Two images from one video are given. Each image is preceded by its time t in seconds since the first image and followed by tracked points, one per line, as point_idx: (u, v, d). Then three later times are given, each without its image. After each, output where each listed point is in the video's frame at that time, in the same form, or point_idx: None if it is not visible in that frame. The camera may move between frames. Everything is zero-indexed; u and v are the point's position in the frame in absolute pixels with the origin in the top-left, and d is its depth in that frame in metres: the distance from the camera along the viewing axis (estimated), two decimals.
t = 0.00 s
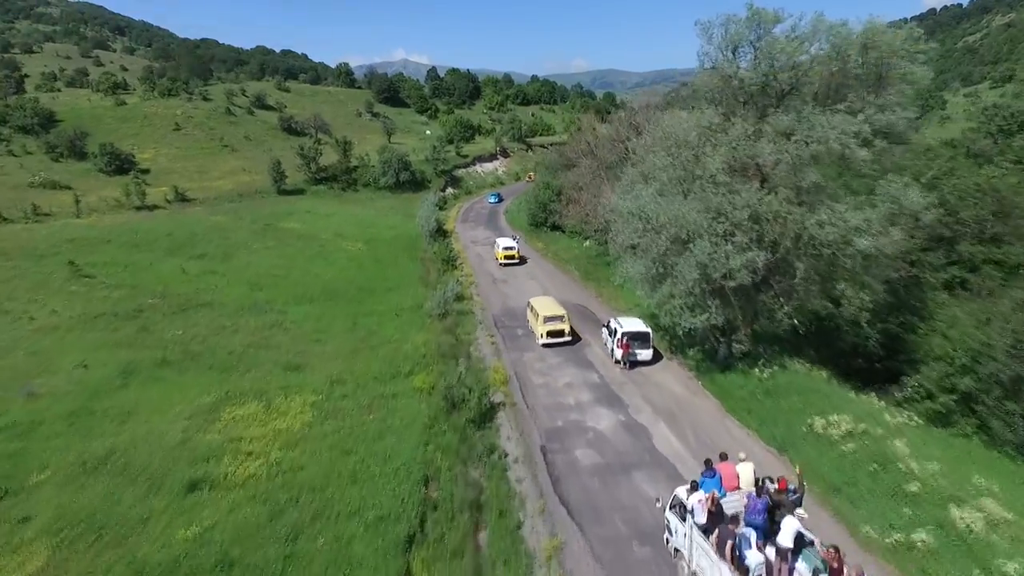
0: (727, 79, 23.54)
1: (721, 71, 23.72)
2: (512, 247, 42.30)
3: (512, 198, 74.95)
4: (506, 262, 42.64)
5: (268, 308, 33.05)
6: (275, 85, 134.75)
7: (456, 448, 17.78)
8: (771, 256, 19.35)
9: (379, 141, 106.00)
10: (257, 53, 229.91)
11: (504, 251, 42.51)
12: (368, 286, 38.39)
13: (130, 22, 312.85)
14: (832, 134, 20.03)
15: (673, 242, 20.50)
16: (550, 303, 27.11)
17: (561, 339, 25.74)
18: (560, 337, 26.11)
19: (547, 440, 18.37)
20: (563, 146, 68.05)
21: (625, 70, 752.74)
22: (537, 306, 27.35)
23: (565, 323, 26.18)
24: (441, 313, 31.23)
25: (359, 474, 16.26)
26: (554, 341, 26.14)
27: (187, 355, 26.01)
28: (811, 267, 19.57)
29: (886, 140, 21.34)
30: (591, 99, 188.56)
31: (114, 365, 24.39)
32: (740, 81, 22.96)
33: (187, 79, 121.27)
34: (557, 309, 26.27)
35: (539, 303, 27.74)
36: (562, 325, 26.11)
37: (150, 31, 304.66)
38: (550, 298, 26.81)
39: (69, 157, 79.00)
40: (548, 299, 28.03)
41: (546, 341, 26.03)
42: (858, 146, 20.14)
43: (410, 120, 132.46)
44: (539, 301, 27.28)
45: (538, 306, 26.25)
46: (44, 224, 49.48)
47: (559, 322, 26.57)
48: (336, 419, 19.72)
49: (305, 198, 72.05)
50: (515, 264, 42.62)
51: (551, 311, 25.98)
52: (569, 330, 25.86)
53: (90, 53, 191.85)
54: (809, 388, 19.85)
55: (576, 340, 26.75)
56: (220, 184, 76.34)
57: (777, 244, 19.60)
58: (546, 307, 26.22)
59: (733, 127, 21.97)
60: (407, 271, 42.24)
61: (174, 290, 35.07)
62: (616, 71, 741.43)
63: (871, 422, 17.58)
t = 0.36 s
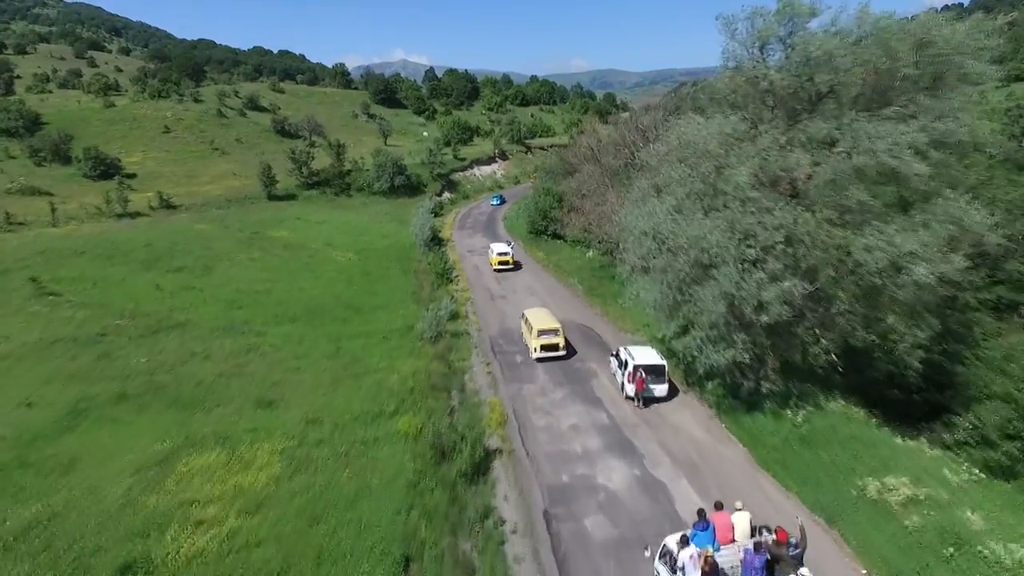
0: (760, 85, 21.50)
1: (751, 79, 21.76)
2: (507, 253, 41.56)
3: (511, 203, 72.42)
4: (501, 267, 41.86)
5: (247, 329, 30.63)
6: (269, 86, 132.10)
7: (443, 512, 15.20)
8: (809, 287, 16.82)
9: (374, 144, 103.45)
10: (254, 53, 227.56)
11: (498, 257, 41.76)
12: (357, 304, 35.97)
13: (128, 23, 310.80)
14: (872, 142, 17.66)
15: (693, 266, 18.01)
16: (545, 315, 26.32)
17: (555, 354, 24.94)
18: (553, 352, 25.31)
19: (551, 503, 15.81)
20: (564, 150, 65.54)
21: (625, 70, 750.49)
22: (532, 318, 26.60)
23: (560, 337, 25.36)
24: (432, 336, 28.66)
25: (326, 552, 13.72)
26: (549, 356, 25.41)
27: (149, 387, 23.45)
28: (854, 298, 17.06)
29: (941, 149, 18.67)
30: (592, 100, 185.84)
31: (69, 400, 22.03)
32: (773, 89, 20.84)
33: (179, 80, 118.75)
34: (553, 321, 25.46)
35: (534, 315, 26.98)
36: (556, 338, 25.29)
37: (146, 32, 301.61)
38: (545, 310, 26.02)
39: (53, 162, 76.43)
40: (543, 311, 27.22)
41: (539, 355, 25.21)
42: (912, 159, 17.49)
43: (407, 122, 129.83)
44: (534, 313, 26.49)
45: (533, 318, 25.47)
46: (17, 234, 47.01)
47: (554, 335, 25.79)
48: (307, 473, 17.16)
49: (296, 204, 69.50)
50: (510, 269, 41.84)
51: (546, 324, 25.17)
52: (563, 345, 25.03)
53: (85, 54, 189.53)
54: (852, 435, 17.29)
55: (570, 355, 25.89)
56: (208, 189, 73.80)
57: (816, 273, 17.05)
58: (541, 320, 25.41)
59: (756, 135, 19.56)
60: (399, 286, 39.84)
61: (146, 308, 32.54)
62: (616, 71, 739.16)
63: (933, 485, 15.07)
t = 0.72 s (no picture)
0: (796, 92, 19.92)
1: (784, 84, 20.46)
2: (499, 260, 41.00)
3: (509, 209, 69.63)
4: (494, 274, 41.33)
5: (218, 355, 27.93)
6: (262, 87, 129.19)
7: None
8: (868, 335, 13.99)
9: (370, 147, 100.68)
10: (251, 53, 224.88)
11: (491, 264, 41.16)
12: (341, 325, 33.28)
13: (125, 23, 308.14)
14: (943, 159, 14.84)
15: (721, 304, 15.27)
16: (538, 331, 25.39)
17: (547, 373, 24.29)
18: (545, 369, 24.63)
19: None
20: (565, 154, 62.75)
21: (624, 70, 747.81)
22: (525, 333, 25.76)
23: (552, 355, 24.63)
24: (422, 367, 25.94)
25: None
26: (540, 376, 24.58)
27: (96, 433, 20.75)
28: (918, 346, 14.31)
29: None
30: (592, 101, 183.10)
31: (3, 450, 19.36)
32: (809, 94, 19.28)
33: (169, 81, 115.88)
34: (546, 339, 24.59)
35: (527, 330, 26.15)
36: (549, 357, 24.57)
37: (142, 32, 298.65)
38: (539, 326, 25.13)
39: (34, 166, 73.67)
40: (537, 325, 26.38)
41: (530, 373, 24.53)
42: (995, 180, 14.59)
43: (403, 124, 127.09)
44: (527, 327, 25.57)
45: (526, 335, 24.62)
46: None
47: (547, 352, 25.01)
48: (262, 556, 14.43)
49: (286, 211, 66.77)
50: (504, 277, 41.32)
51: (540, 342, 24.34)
52: (556, 364, 24.34)
53: (78, 55, 186.25)
54: (911, 510, 14.56)
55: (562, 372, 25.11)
56: (195, 195, 71.05)
57: (875, 318, 14.20)
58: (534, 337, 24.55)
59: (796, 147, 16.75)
60: (388, 303, 37.14)
61: (109, 331, 29.81)
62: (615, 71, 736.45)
63: None
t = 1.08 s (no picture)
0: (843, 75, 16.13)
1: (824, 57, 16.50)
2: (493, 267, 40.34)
3: (508, 216, 66.74)
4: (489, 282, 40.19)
5: (181, 388, 25.15)
6: (257, 88, 126.38)
7: None
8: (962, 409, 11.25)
9: (365, 151, 97.88)
10: (249, 53, 222.25)
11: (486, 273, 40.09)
12: (323, 350, 30.51)
13: (124, 23, 305.80)
14: None
15: (766, 357, 12.87)
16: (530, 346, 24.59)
17: (540, 393, 23.52)
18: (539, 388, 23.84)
19: None
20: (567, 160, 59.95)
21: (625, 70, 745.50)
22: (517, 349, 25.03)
23: (545, 373, 23.80)
24: (408, 407, 23.08)
25: None
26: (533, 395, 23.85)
27: (26, 495, 17.97)
28: (1018, 418, 11.48)
29: None
30: (593, 101, 180.31)
31: None
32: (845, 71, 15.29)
33: (161, 81, 113.06)
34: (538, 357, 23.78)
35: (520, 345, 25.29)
36: (542, 375, 23.74)
37: (140, 32, 296.34)
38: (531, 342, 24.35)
39: (15, 171, 70.96)
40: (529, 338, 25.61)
41: (523, 393, 23.78)
42: None
43: (401, 126, 124.25)
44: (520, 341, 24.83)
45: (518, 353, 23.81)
46: None
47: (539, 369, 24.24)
48: None
49: (275, 218, 63.97)
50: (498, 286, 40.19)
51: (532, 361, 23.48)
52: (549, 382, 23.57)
53: (73, 55, 183.71)
54: None
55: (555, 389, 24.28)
56: (181, 200, 68.23)
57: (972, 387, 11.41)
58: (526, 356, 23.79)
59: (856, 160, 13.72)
60: (377, 323, 34.38)
61: (64, 361, 27.00)
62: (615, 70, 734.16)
63: None
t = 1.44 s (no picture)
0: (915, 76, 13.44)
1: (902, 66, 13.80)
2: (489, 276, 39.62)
3: (509, 224, 63.87)
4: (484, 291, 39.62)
5: (138, 431, 22.28)
6: (252, 89, 123.42)
7: None
8: None
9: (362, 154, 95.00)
10: (248, 53, 219.84)
11: (482, 281, 39.34)
12: (305, 380, 27.70)
13: (123, 24, 303.85)
14: None
15: (844, 447, 11.74)
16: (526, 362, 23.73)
17: (536, 414, 22.62)
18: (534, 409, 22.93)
19: None
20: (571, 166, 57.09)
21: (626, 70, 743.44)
22: (513, 365, 24.07)
23: (541, 394, 22.88)
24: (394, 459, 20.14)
25: None
26: (528, 414, 22.92)
27: None
28: None
29: None
30: (595, 102, 177.56)
31: None
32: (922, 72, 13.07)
33: (153, 82, 110.33)
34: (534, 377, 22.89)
35: (516, 361, 24.29)
36: (537, 395, 22.78)
37: (139, 32, 293.73)
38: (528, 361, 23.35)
39: None
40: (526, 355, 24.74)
41: (518, 414, 22.82)
42: None
43: (399, 128, 121.50)
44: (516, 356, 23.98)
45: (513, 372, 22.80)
46: None
47: (535, 390, 23.28)
48: None
49: (265, 226, 61.23)
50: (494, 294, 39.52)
51: (528, 380, 22.55)
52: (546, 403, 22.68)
53: (70, 56, 181.18)
54: None
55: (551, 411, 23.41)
56: (168, 206, 65.48)
57: None
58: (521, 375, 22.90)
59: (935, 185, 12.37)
60: (365, 348, 31.55)
61: (10, 398, 24.18)
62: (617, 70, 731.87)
63: None
